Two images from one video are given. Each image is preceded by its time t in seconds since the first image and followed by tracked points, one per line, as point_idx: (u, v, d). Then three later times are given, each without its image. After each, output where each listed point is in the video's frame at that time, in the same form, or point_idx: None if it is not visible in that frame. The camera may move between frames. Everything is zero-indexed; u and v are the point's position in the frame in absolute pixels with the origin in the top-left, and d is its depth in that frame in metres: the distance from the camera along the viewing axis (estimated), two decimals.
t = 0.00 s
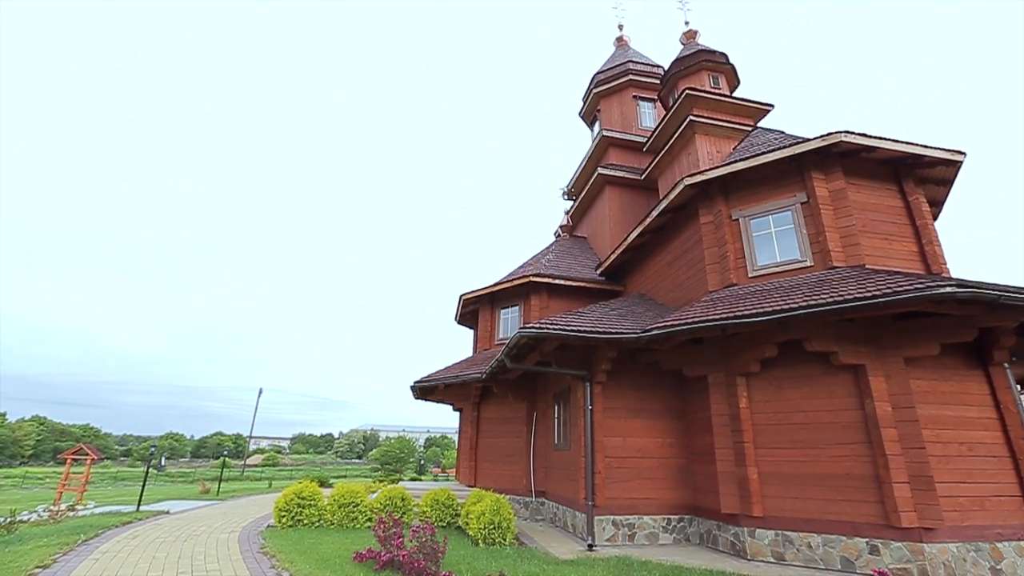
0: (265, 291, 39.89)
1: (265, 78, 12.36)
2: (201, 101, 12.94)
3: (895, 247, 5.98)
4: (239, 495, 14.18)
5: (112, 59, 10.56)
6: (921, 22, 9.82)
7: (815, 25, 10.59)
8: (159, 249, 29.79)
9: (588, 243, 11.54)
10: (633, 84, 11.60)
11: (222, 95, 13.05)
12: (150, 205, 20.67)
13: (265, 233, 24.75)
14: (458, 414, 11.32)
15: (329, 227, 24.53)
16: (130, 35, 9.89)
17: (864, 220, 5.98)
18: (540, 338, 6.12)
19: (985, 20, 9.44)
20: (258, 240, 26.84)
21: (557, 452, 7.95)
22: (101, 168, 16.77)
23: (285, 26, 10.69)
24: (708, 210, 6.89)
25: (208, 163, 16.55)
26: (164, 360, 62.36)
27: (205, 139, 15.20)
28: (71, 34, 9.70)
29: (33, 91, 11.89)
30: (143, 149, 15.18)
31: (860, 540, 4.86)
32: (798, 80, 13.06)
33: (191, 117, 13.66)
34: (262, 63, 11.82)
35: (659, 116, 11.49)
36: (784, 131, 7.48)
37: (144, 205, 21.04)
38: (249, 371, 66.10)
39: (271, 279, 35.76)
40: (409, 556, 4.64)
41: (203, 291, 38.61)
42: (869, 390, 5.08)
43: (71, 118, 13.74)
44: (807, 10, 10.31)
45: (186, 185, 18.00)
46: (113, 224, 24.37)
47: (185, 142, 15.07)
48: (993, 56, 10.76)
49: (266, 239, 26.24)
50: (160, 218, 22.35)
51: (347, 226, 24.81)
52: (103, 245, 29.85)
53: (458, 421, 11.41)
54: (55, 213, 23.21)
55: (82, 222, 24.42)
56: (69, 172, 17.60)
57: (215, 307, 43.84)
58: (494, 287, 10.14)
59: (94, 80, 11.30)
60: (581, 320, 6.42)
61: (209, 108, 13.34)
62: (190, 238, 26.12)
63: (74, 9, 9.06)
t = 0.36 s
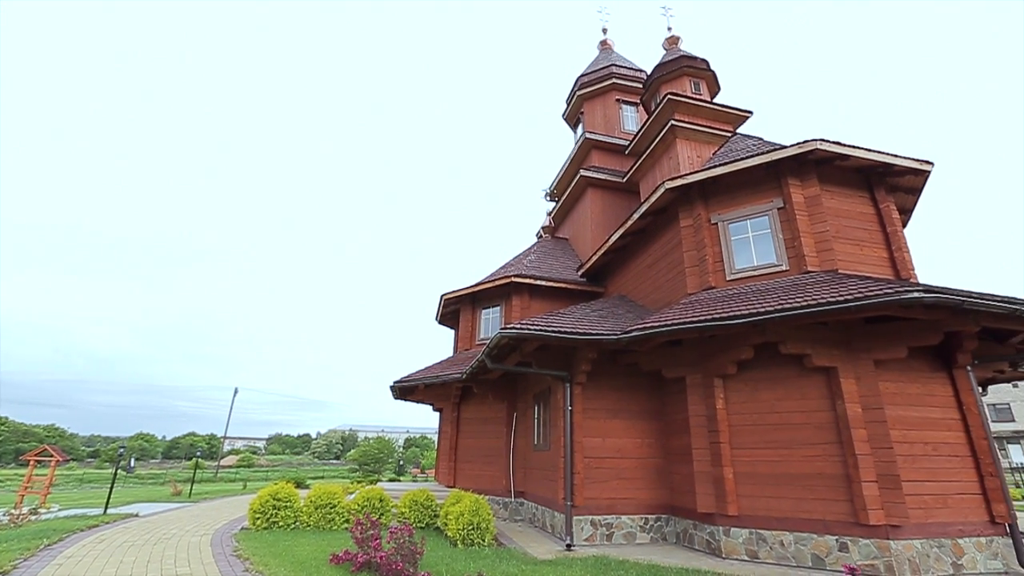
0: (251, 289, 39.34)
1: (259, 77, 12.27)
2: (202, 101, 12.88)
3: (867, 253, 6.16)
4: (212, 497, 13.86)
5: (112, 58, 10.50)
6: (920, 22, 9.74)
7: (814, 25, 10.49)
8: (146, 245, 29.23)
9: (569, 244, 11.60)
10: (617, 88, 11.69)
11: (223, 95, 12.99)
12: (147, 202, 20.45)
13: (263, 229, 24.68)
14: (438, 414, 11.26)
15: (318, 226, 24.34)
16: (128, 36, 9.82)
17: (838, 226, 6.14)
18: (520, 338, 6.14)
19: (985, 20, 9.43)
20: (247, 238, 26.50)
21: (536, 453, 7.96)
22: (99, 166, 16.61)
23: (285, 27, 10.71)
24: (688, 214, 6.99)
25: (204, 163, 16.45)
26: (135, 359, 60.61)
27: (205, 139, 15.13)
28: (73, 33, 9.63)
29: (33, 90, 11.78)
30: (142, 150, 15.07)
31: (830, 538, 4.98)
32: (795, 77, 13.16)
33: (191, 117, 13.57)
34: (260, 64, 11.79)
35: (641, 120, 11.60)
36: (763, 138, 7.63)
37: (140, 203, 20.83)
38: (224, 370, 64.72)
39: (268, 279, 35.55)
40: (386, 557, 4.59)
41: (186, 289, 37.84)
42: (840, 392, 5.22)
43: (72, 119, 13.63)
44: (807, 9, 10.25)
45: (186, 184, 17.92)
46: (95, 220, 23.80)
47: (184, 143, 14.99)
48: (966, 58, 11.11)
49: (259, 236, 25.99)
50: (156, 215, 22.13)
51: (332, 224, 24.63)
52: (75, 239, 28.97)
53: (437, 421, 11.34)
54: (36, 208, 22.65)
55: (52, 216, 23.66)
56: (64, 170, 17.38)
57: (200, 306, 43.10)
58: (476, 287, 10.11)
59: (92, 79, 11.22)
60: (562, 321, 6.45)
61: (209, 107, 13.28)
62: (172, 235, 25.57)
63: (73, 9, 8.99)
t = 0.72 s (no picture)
0: (239, 287, 38.85)
1: (251, 76, 12.23)
2: (202, 101, 12.88)
3: (839, 259, 6.33)
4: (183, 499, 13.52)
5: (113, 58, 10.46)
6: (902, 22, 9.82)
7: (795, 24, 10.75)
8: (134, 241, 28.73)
9: (551, 246, 11.65)
10: (600, 91, 11.79)
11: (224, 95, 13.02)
12: (148, 199, 20.38)
13: (252, 228, 24.41)
14: (417, 414, 11.18)
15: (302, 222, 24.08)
16: (127, 36, 9.79)
17: (812, 231, 6.29)
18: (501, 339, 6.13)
19: (970, 20, 9.48)
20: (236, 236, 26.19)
21: (516, 453, 7.97)
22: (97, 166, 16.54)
23: (285, 26, 10.79)
24: (668, 217, 7.08)
25: (205, 163, 16.50)
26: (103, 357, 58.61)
27: (205, 138, 15.18)
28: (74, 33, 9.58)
29: (35, 89, 11.73)
30: (142, 150, 15.02)
31: (801, 536, 5.10)
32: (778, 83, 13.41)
33: (191, 116, 13.63)
34: (256, 63, 11.79)
35: (623, 123, 11.72)
36: (740, 144, 7.78)
37: (139, 200, 20.73)
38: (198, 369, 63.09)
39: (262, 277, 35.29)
40: (363, 559, 4.52)
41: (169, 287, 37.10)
42: (813, 393, 5.35)
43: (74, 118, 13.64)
44: (787, 9, 10.55)
45: (186, 185, 17.92)
46: (70, 214, 23.12)
47: (177, 145, 14.88)
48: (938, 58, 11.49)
49: (249, 236, 25.74)
50: (155, 211, 22.05)
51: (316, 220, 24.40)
52: (44, 232, 28.00)
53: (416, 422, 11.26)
54: (21, 203, 22.22)
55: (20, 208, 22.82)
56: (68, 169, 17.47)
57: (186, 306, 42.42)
58: (457, 287, 10.07)
59: (92, 79, 11.16)
60: (542, 323, 6.47)
61: (210, 108, 13.30)
62: (153, 231, 25.06)
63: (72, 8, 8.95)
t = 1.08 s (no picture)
0: (231, 285, 38.50)
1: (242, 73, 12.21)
2: (202, 102, 12.96)
3: (815, 264, 6.48)
4: (155, 501, 13.15)
5: (111, 59, 10.41)
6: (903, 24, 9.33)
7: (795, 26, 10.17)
8: (125, 238, 28.38)
9: (534, 247, 11.68)
10: (584, 93, 11.86)
11: (222, 95, 13.08)
12: (148, 198, 20.38)
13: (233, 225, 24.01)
14: (397, 415, 11.09)
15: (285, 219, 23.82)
16: (127, 37, 9.77)
17: (789, 237, 6.43)
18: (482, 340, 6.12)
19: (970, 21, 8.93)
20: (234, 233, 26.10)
21: (496, 454, 7.96)
22: (96, 167, 16.52)
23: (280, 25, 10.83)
24: (650, 220, 7.16)
25: (203, 161, 16.54)
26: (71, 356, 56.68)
27: (204, 136, 15.25)
28: (74, 37, 9.51)
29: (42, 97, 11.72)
30: (144, 151, 15.06)
31: (775, 534, 5.21)
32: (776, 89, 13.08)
33: (191, 116, 13.69)
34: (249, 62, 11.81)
35: (607, 126, 11.82)
36: (721, 149, 7.91)
37: (133, 198, 20.58)
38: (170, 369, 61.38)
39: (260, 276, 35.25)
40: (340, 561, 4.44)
41: (158, 283, 36.62)
42: (788, 394, 5.47)
43: (76, 121, 13.68)
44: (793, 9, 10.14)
45: (186, 185, 18.03)
46: (43, 208, 22.42)
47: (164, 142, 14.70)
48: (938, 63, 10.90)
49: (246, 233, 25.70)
50: (149, 207, 21.90)
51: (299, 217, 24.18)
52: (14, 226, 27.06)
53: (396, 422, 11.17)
54: (12, 203, 21.94)
55: None
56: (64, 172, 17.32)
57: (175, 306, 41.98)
58: (439, 287, 10.03)
59: (97, 83, 11.19)
60: (525, 323, 6.48)
61: (210, 108, 13.37)
62: (139, 226, 24.64)
63: (66, 8, 8.83)
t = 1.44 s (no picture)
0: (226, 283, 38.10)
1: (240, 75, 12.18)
2: (202, 102, 12.91)
3: (793, 268, 6.61)
4: (125, 504, 12.75)
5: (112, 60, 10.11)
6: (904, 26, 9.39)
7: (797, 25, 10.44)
8: (117, 234, 27.92)
9: (517, 247, 11.69)
10: (569, 95, 11.92)
11: (221, 95, 12.92)
12: (148, 198, 20.17)
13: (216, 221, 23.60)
14: (378, 415, 10.99)
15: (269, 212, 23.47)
16: (129, 38, 9.65)
17: (768, 241, 6.56)
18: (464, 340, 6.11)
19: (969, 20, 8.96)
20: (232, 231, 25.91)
21: (478, 454, 7.94)
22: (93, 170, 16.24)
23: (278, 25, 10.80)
24: (632, 222, 7.22)
25: (201, 159, 16.48)
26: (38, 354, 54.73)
27: (190, 135, 14.97)
28: (71, 40, 9.15)
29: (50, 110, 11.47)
30: (149, 155, 15.02)
31: (752, 533, 5.30)
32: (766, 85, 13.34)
33: (190, 116, 13.60)
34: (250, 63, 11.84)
35: (591, 128, 11.90)
36: (703, 153, 8.02)
37: (112, 195, 20.06)
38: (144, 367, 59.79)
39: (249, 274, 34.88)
40: (318, 562, 4.36)
41: (149, 281, 36.07)
42: (766, 395, 5.57)
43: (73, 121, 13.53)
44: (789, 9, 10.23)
45: (187, 185, 18.11)
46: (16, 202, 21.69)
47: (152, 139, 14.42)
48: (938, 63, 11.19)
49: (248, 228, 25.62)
50: (127, 203, 21.38)
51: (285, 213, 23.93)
52: None
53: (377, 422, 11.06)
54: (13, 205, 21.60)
55: None
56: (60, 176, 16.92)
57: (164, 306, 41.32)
58: (422, 286, 9.97)
59: (99, 92, 10.98)
60: (507, 323, 6.47)
61: (210, 108, 13.33)
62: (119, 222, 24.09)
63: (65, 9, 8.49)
